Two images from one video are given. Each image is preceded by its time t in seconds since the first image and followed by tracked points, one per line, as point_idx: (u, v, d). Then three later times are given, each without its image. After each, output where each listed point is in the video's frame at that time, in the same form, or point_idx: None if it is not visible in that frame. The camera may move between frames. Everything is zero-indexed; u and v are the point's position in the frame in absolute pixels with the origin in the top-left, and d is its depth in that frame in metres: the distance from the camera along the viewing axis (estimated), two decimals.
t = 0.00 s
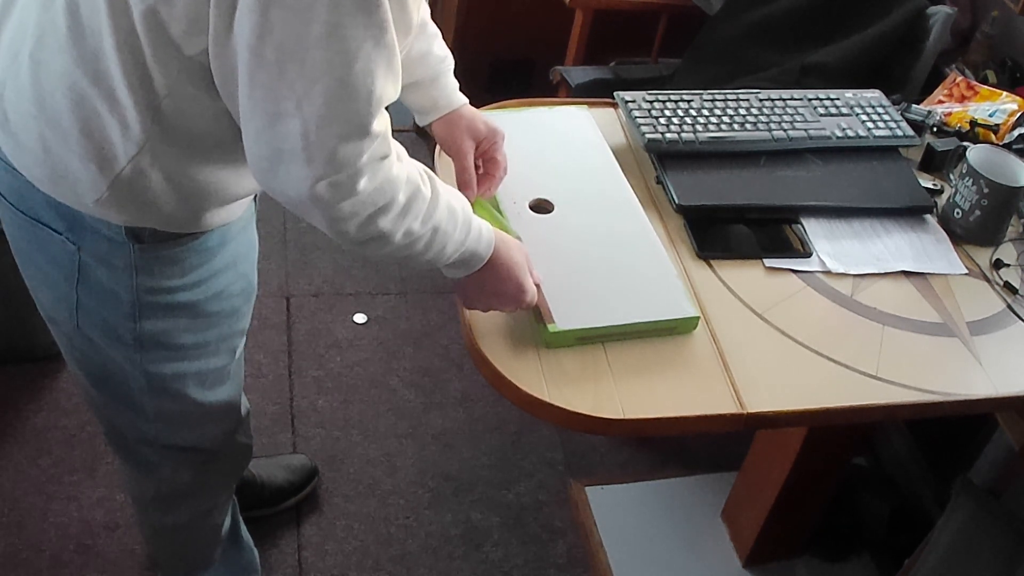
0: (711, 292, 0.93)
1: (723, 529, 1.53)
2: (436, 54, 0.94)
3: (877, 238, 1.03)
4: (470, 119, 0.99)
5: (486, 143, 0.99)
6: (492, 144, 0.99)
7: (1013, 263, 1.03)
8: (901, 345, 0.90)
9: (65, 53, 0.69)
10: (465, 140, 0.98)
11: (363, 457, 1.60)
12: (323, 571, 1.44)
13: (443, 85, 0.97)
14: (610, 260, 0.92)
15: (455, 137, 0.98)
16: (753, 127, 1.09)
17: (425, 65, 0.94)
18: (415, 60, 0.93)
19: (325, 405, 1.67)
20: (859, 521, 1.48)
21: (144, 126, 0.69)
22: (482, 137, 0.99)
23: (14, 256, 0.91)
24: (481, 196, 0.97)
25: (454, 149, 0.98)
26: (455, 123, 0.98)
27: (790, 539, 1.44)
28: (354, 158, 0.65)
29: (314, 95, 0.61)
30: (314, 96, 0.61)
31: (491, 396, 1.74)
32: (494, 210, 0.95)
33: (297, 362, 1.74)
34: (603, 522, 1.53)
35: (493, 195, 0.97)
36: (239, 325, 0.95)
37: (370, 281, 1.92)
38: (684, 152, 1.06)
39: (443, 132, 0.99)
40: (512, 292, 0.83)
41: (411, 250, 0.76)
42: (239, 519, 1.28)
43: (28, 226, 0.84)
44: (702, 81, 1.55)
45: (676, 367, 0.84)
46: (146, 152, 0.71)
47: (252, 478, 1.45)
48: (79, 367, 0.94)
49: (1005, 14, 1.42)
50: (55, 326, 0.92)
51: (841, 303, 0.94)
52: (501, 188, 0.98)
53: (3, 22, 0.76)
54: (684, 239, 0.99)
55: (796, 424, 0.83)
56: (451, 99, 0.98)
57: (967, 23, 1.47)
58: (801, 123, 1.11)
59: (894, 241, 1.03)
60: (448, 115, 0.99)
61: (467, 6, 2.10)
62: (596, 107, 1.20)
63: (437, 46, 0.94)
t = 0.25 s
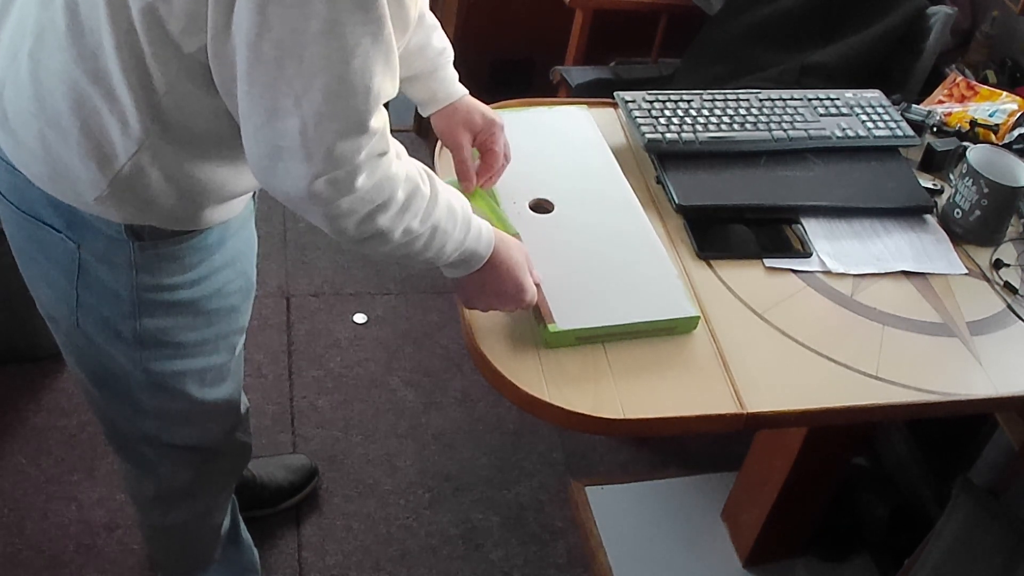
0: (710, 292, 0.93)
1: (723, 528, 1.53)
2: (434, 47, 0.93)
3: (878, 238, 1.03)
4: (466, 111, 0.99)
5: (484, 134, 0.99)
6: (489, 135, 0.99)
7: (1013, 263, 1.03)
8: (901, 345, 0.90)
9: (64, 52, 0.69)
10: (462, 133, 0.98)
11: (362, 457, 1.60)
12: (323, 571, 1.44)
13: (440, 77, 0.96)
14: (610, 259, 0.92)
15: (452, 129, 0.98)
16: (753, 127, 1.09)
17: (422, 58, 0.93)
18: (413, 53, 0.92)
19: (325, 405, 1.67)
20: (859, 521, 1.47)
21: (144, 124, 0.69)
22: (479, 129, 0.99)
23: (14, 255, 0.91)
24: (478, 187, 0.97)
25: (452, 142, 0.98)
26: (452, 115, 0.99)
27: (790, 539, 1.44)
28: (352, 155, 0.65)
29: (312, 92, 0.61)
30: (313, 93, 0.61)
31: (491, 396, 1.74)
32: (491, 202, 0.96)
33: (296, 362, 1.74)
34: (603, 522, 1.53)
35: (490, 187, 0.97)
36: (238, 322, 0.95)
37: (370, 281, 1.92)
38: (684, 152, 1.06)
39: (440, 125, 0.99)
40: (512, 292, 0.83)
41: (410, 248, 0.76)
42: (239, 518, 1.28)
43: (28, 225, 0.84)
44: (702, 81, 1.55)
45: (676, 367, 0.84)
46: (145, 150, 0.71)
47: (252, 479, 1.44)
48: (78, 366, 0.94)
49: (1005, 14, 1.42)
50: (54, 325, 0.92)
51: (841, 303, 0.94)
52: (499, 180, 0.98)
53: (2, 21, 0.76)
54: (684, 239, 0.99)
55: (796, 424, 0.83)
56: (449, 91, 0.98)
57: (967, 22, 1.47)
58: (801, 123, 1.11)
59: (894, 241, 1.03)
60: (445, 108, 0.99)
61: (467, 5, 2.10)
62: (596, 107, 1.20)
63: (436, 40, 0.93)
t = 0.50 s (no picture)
0: (710, 292, 0.93)
1: (723, 528, 1.53)
2: (428, 40, 0.93)
3: (877, 238, 1.03)
4: (460, 103, 0.99)
5: (477, 127, 1.00)
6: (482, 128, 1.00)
7: (1013, 263, 1.03)
8: (901, 345, 0.90)
9: (63, 49, 0.69)
10: (457, 125, 0.98)
11: (362, 457, 1.60)
12: (323, 571, 1.44)
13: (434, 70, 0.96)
14: (610, 258, 0.92)
15: (446, 120, 0.98)
16: (753, 127, 1.09)
17: (417, 52, 0.93)
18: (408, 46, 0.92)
19: (325, 405, 1.67)
20: (859, 521, 1.48)
21: (143, 122, 0.69)
22: (472, 120, 1.00)
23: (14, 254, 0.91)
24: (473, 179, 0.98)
25: (446, 133, 0.98)
26: (447, 107, 0.99)
27: (790, 539, 1.44)
28: (351, 151, 0.65)
29: (310, 88, 0.61)
30: (311, 89, 0.61)
31: (491, 396, 1.74)
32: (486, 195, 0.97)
33: (297, 362, 1.74)
34: (603, 522, 1.53)
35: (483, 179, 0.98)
36: (238, 319, 0.95)
37: (370, 281, 1.92)
38: (684, 152, 1.06)
39: (435, 116, 0.99)
40: (512, 292, 0.83)
41: (410, 246, 0.75)
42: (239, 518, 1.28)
43: (28, 223, 0.84)
44: (702, 82, 1.55)
45: (676, 366, 0.84)
46: (145, 147, 0.71)
47: (251, 478, 1.45)
48: (78, 364, 0.93)
49: (1005, 14, 1.43)
50: (54, 323, 0.92)
51: (841, 303, 0.94)
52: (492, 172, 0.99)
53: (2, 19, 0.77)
54: (684, 239, 1.00)
55: (796, 424, 0.83)
56: (444, 84, 0.98)
57: (967, 23, 1.47)
58: (801, 123, 1.11)
59: (894, 240, 1.03)
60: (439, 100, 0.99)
61: (466, 5, 2.10)
62: (596, 107, 1.20)
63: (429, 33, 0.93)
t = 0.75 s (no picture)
0: (710, 292, 0.93)
1: (723, 529, 1.53)
2: (425, 34, 0.92)
3: (878, 238, 1.03)
4: (456, 97, 0.99)
5: (474, 119, 1.00)
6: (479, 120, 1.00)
7: (1013, 263, 1.03)
8: (900, 345, 0.90)
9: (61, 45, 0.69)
10: (453, 119, 0.99)
11: (362, 457, 1.60)
12: (323, 571, 1.44)
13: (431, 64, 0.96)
14: (610, 258, 0.92)
15: (443, 114, 0.99)
16: (753, 127, 1.09)
17: (414, 46, 0.93)
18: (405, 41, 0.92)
19: (325, 405, 1.67)
20: (858, 521, 1.48)
21: (142, 118, 0.69)
22: (468, 113, 1.00)
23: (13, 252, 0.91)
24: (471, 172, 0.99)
25: (444, 127, 0.98)
26: (443, 100, 0.99)
27: (790, 540, 1.44)
28: (349, 145, 0.65)
29: (308, 83, 0.61)
30: (309, 84, 0.61)
31: (491, 396, 1.74)
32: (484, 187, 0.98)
33: (297, 362, 1.74)
34: (603, 522, 1.53)
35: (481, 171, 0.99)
36: (237, 315, 0.95)
37: (370, 281, 1.92)
38: (684, 152, 1.06)
39: (432, 110, 0.99)
40: (511, 292, 0.83)
41: (409, 242, 0.75)
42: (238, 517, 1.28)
43: (27, 221, 0.84)
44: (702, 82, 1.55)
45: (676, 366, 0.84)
46: (144, 143, 0.71)
47: (251, 477, 1.45)
48: (78, 362, 0.93)
49: (1005, 14, 1.43)
50: (54, 321, 0.92)
51: (842, 304, 0.94)
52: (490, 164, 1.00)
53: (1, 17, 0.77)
54: (684, 239, 1.00)
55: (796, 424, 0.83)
56: (442, 77, 0.98)
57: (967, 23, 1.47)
58: (801, 123, 1.11)
59: (894, 241, 1.03)
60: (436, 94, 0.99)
61: (466, 5, 2.10)
62: (596, 107, 1.20)
63: (426, 27, 0.92)
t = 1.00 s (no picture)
0: (710, 292, 0.93)
1: (723, 528, 1.53)
2: (420, 28, 0.92)
3: (877, 238, 1.03)
4: (451, 90, 0.99)
5: (469, 113, 1.00)
6: (473, 114, 1.00)
7: (1013, 263, 1.03)
8: (900, 345, 0.90)
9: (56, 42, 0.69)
10: (449, 112, 0.98)
11: (362, 457, 1.60)
12: (323, 571, 1.44)
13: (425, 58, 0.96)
14: (610, 258, 0.92)
15: (438, 108, 0.99)
16: (753, 127, 1.09)
17: (410, 40, 0.93)
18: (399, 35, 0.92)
19: (325, 406, 1.67)
20: (858, 522, 1.48)
21: (138, 113, 0.69)
22: (463, 106, 1.00)
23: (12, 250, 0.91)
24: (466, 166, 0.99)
25: (439, 121, 0.98)
26: (438, 93, 0.99)
27: (790, 539, 1.44)
28: (345, 140, 0.65)
29: (303, 78, 0.61)
30: (304, 79, 0.61)
31: (491, 396, 1.74)
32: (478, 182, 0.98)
33: (296, 362, 1.74)
34: (602, 522, 1.53)
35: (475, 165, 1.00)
36: (235, 310, 0.95)
37: (370, 281, 1.92)
38: (684, 152, 1.06)
39: (427, 103, 0.99)
40: (510, 292, 0.83)
41: (407, 239, 0.75)
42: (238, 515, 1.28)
43: (25, 217, 0.84)
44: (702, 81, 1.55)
45: (675, 366, 0.84)
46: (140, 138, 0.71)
47: (251, 477, 1.45)
48: (75, 357, 0.93)
49: (1005, 14, 1.42)
50: (52, 317, 0.92)
51: (841, 303, 0.94)
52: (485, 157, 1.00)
53: None
54: (684, 238, 1.00)
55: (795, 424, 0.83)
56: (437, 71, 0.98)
57: (967, 23, 1.47)
58: (801, 123, 1.11)
59: (894, 241, 1.03)
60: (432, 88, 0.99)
61: (466, 5, 2.10)
62: (597, 107, 1.20)
63: (421, 22, 0.92)
